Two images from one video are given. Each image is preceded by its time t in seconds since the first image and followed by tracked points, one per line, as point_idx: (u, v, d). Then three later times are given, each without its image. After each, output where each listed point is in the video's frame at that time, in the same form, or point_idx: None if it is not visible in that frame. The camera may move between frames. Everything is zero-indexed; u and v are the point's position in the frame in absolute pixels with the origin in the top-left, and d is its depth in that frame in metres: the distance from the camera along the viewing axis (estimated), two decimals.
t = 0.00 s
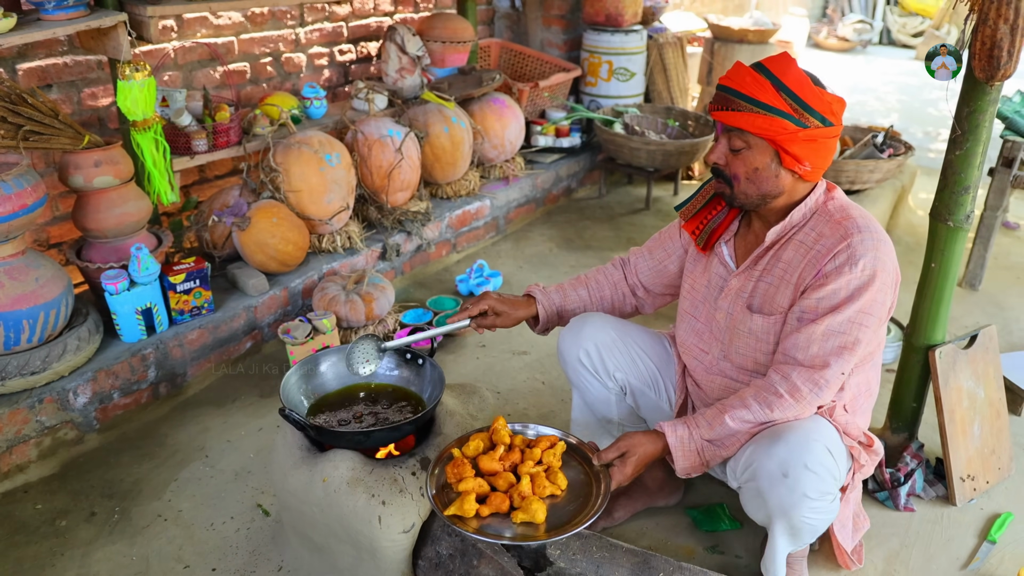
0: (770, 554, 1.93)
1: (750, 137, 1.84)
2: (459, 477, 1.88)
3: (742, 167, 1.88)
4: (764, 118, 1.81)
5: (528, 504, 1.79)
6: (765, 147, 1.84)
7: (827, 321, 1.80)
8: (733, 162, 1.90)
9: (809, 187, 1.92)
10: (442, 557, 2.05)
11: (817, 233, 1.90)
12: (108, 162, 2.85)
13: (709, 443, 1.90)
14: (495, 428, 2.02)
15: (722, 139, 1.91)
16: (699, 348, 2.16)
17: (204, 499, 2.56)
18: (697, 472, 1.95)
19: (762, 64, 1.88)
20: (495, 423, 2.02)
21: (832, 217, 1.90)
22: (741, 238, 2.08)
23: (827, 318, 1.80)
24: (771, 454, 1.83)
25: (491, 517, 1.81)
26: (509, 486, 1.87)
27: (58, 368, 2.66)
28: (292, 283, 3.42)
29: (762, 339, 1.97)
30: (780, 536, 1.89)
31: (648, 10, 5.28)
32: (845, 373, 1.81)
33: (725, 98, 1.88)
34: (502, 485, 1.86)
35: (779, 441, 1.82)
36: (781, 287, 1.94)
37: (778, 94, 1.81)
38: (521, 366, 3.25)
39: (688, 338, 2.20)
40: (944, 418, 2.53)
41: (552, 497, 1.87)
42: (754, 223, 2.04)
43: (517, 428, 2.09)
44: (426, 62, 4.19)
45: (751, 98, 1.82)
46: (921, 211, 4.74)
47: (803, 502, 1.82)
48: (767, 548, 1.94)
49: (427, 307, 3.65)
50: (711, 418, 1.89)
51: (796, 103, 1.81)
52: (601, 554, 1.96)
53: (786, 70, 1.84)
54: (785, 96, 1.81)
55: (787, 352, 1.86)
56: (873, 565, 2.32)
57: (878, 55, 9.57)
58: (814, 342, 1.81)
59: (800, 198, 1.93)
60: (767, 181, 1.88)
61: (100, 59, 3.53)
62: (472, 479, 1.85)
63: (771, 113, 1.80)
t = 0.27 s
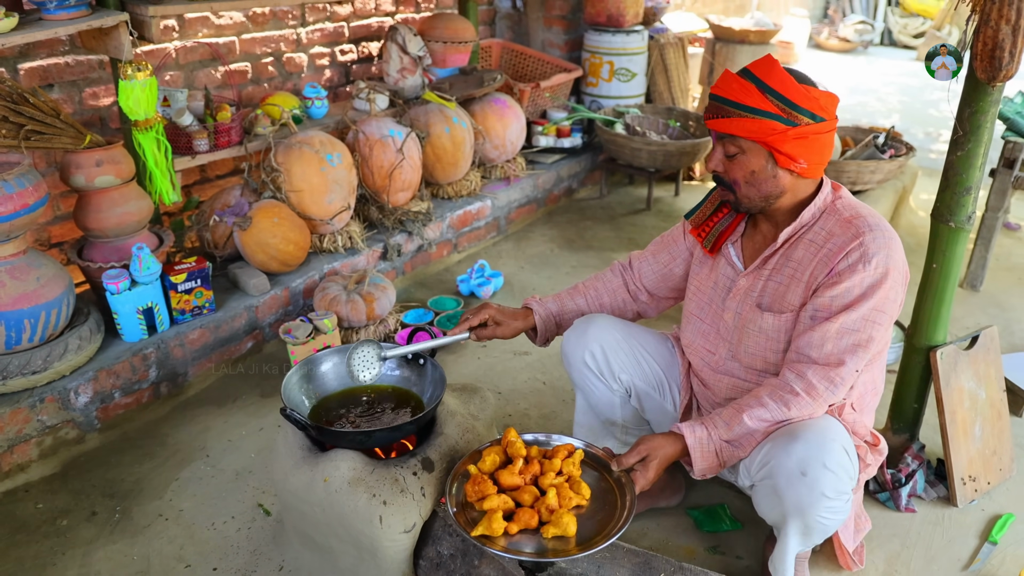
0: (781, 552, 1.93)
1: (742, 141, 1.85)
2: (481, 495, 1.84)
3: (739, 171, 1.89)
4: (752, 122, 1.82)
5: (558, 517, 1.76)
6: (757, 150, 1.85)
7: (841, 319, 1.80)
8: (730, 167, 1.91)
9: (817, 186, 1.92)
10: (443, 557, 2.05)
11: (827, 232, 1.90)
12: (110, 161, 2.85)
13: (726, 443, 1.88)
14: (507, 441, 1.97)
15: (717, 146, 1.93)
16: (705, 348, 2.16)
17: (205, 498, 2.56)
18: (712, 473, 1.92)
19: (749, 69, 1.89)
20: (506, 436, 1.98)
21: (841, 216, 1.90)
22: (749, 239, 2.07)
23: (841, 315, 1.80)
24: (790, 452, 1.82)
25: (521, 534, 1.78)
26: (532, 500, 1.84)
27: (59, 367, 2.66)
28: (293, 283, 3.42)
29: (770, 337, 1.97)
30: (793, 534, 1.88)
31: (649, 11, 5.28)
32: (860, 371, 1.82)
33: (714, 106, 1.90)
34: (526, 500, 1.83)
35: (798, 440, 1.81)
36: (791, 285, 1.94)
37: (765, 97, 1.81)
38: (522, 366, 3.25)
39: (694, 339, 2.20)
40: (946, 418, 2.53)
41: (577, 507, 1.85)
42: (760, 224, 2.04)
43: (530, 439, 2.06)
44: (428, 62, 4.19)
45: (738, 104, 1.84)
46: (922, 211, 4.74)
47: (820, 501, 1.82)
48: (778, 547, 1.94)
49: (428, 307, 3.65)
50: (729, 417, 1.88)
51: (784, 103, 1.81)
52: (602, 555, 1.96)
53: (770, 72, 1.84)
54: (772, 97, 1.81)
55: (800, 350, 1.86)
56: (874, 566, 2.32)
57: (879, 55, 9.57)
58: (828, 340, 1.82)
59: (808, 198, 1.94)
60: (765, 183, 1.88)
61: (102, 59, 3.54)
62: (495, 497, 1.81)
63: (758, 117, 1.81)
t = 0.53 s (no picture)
0: (787, 551, 1.93)
1: (714, 158, 1.88)
2: (493, 500, 1.83)
3: (719, 186, 1.91)
4: (718, 139, 1.84)
5: (574, 522, 1.76)
6: (730, 164, 1.86)
7: (844, 319, 1.80)
8: (710, 182, 1.93)
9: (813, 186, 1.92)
10: (445, 556, 2.05)
11: (825, 230, 1.90)
12: (111, 159, 2.86)
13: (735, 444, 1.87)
14: (515, 445, 1.96)
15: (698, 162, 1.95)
16: (710, 352, 2.16)
17: (206, 497, 2.56)
18: (721, 475, 1.91)
19: (714, 84, 1.90)
20: (513, 439, 1.96)
21: (839, 214, 1.90)
22: (749, 241, 2.06)
23: (843, 315, 1.80)
24: (801, 452, 1.82)
25: (535, 539, 1.77)
26: (545, 504, 1.83)
27: (61, 365, 2.66)
28: (295, 281, 3.42)
29: (774, 336, 1.97)
30: (801, 534, 1.88)
31: (651, 10, 5.27)
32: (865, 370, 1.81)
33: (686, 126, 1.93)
34: (539, 504, 1.83)
35: (808, 440, 1.81)
36: (793, 285, 1.94)
37: (725, 113, 1.83)
38: (523, 366, 3.25)
39: (699, 342, 2.20)
40: (948, 420, 2.53)
41: (589, 511, 1.86)
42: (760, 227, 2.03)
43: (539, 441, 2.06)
44: (429, 61, 4.19)
45: (703, 124, 1.86)
46: (924, 212, 4.74)
47: (829, 501, 1.82)
48: (784, 546, 1.94)
49: (429, 306, 3.65)
50: (738, 419, 1.87)
51: (746, 115, 1.81)
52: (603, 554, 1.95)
53: (729, 87, 1.84)
54: (732, 112, 1.82)
55: (805, 351, 1.85)
56: (875, 566, 2.32)
57: (882, 55, 9.55)
58: (831, 341, 1.81)
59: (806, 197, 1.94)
60: (745, 194, 1.89)
61: (104, 57, 3.54)
62: (508, 501, 1.81)
63: (721, 134, 1.83)
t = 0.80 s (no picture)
0: (787, 549, 1.92)
1: (717, 148, 1.86)
2: (494, 496, 1.83)
3: (718, 177, 1.91)
4: (724, 128, 1.83)
5: (575, 517, 1.76)
6: (733, 155, 1.85)
7: (838, 313, 1.79)
8: (710, 173, 1.93)
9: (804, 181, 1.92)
10: (444, 553, 2.05)
11: (816, 225, 1.89)
12: (112, 156, 2.86)
13: (734, 440, 1.91)
14: (516, 442, 1.97)
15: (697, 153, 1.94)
16: (710, 345, 2.17)
17: (206, 493, 2.56)
18: (721, 472, 1.96)
19: (720, 75, 1.89)
20: (514, 436, 1.97)
21: (830, 208, 1.89)
22: (743, 238, 2.08)
23: (838, 310, 1.79)
24: (800, 448, 1.82)
25: (537, 534, 1.77)
26: (546, 500, 1.84)
27: (61, 361, 2.66)
28: (295, 278, 3.42)
29: (769, 332, 1.98)
30: (800, 531, 1.87)
31: (653, 8, 5.27)
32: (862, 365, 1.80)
33: (688, 116, 1.92)
34: (540, 500, 1.83)
35: (807, 436, 1.82)
36: (786, 279, 1.93)
37: (732, 103, 1.82)
38: (524, 363, 3.25)
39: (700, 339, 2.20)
40: (948, 418, 2.53)
41: (591, 507, 1.85)
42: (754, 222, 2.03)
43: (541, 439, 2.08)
44: (430, 58, 4.18)
45: (709, 113, 1.85)
46: (925, 210, 4.73)
47: (828, 498, 1.81)
48: (783, 544, 1.93)
49: (430, 304, 3.65)
50: (738, 416, 1.90)
51: (752, 106, 1.81)
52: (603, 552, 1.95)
53: (737, 78, 1.84)
54: (739, 102, 1.81)
55: (802, 348, 1.85)
56: (875, 565, 2.32)
57: (883, 53, 9.54)
58: (827, 336, 1.81)
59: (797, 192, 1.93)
60: (744, 185, 1.89)
61: (104, 53, 3.53)
62: (509, 497, 1.81)
63: (727, 123, 1.82)
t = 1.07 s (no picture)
0: (782, 550, 1.91)
1: (731, 137, 1.85)
2: (493, 498, 1.82)
3: (727, 166, 1.89)
4: (741, 117, 1.82)
5: (575, 518, 1.76)
6: (746, 145, 1.84)
7: (834, 313, 1.79)
8: (719, 163, 1.91)
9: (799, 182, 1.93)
10: (441, 554, 2.05)
11: (812, 224, 1.89)
12: (110, 155, 2.86)
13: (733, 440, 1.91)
14: (513, 444, 1.96)
15: (706, 143, 1.93)
16: (707, 345, 2.17)
17: (203, 493, 2.56)
18: (717, 471, 1.96)
19: (736, 67, 1.90)
20: (511, 438, 1.96)
21: (825, 208, 1.90)
22: (739, 238, 2.10)
23: (834, 309, 1.79)
24: (794, 448, 1.82)
25: (537, 537, 1.77)
26: (545, 501, 1.83)
27: (59, 360, 2.66)
28: (294, 278, 3.42)
29: (764, 331, 1.98)
30: (795, 531, 1.87)
31: (652, 9, 5.27)
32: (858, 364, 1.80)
33: (700, 105, 1.91)
34: (539, 502, 1.82)
35: (801, 436, 1.82)
36: (782, 279, 1.94)
37: (751, 93, 1.82)
38: (522, 364, 3.25)
39: (696, 340, 2.21)
40: (945, 420, 2.53)
41: (590, 507, 1.86)
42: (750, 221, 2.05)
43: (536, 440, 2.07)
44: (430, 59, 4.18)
45: (726, 101, 1.84)
46: (924, 212, 4.74)
47: (822, 498, 1.81)
48: (779, 545, 1.92)
49: (428, 304, 3.65)
50: (735, 415, 1.90)
51: (770, 98, 1.81)
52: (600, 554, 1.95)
53: (757, 69, 1.84)
54: (758, 93, 1.82)
55: (798, 347, 1.85)
56: (872, 567, 2.32)
57: (882, 56, 9.54)
58: (824, 335, 1.81)
59: (793, 192, 1.94)
60: (753, 177, 1.89)
61: (103, 52, 3.53)
62: (508, 499, 1.81)
63: (745, 112, 1.81)
